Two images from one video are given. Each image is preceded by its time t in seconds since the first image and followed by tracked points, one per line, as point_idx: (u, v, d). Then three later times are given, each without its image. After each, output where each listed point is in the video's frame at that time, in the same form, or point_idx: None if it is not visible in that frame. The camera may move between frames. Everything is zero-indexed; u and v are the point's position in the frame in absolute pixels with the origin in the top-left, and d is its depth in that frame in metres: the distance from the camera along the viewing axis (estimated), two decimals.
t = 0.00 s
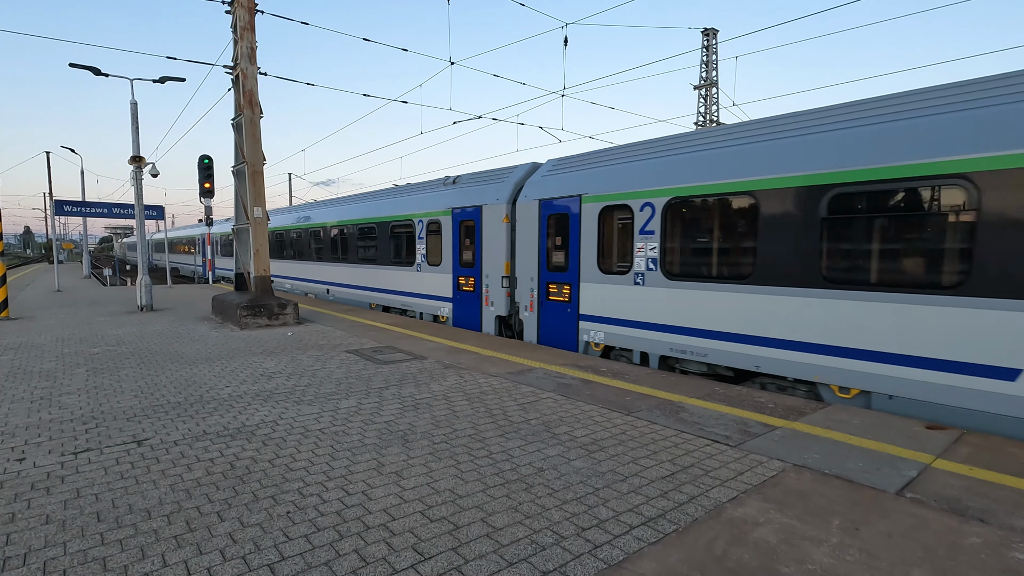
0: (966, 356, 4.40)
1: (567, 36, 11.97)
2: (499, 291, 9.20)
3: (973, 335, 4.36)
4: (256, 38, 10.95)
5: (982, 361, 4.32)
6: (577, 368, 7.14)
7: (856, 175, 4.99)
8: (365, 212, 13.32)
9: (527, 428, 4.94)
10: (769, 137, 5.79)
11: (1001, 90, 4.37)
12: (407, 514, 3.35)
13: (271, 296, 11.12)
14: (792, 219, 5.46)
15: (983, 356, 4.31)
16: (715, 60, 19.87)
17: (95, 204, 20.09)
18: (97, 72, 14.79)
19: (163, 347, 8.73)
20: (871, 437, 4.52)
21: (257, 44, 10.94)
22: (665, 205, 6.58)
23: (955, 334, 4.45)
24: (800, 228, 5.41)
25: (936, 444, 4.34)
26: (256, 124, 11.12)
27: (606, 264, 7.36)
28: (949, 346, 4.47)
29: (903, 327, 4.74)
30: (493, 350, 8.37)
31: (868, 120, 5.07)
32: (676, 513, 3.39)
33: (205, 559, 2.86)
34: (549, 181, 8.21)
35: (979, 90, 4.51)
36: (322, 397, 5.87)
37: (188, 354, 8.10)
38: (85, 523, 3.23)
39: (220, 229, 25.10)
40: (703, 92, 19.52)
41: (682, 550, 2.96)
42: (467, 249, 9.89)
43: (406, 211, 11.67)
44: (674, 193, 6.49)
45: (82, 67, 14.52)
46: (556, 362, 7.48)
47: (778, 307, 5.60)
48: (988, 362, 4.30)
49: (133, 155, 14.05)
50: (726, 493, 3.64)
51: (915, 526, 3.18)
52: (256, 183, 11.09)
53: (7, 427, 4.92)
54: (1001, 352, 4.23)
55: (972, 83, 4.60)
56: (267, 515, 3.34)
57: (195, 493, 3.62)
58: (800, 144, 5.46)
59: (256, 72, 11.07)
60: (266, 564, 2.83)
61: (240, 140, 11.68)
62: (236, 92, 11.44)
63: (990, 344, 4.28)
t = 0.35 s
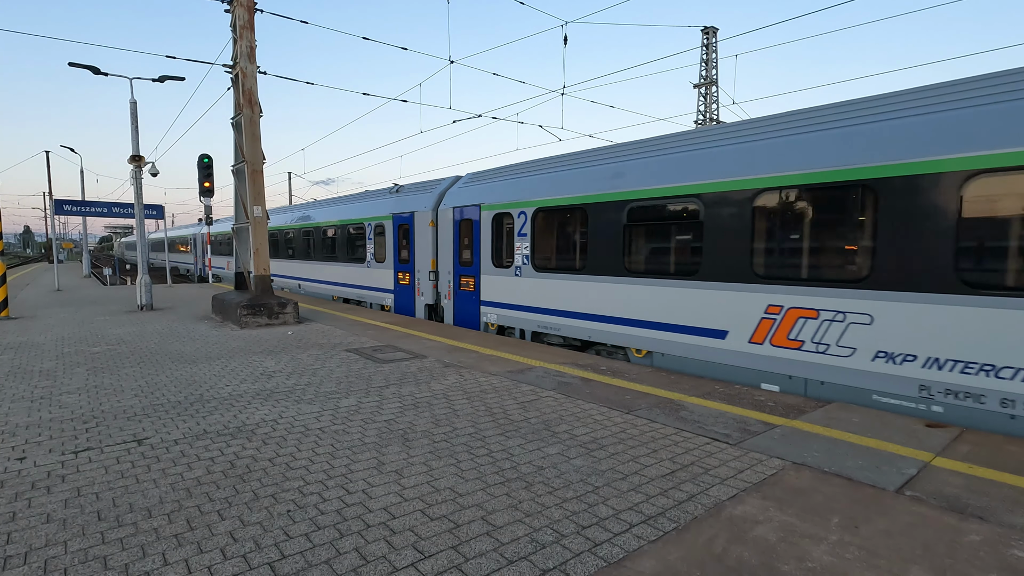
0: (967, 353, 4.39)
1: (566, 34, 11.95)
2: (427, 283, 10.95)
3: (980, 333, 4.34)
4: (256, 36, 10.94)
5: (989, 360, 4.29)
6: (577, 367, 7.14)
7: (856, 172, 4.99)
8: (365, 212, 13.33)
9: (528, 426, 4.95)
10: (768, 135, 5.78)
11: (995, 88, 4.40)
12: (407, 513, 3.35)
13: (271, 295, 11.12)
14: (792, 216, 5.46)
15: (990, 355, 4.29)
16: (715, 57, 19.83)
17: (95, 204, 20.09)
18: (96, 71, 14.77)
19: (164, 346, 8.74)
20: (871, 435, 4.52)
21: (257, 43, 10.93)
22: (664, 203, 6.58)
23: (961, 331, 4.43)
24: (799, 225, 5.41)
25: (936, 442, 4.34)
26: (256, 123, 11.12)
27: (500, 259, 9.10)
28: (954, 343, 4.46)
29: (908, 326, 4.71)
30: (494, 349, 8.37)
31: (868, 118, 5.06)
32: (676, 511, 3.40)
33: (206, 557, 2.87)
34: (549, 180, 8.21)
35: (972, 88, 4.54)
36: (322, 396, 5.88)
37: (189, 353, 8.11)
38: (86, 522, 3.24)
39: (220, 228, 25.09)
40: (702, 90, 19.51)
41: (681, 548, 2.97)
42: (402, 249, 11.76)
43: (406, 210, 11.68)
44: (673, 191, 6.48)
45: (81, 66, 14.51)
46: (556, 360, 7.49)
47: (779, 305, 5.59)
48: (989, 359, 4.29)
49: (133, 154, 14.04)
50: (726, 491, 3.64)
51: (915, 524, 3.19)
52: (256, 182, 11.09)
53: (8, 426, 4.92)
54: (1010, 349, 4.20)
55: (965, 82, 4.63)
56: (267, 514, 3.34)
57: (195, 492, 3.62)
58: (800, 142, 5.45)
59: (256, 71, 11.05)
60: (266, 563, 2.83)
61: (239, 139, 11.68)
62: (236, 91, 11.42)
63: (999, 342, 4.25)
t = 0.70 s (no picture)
0: (966, 353, 4.42)
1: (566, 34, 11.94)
2: (376, 277, 12.67)
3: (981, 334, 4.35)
4: (256, 36, 10.94)
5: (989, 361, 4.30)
6: (578, 366, 7.15)
7: (856, 171, 4.99)
8: (365, 211, 13.33)
9: (528, 425, 4.95)
10: (768, 134, 5.78)
11: (992, 86, 4.41)
12: (408, 512, 3.36)
13: (272, 294, 11.12)
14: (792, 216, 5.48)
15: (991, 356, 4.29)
16: (716, 55, 19.74)
17: (95, 204, 20.11)
18: (97, 71, 14.78)
19: (165, 346, 8.75)
20: (871, 434, 4.52)
21: (257, 43, 10.93)
22: (665, 202, 6.59)
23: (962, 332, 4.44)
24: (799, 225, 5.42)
25: (936, 441, 4.34)
26: (256, 123, 11.12)
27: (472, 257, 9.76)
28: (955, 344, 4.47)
29: (908, 326, 4.73)
30: (494, 348, 8.37)
31: (868, 117, 5.06)
32: (677, 510, 3.40)
33: (207, 556, 2.88)
34: (550, 179, 8.20)
35: (970, 87, 4.55)
36: (323, 395, 5.89)
37: (190, 353, 8.12)
38: (88, 521, 3.25)
39: (220, 227, 25.12)
40: (703, 90, 19.50)
41: (682, 547, 2.97)
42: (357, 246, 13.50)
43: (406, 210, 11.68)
44: (674, 190, 6.48)
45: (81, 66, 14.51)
46: (557, 360, 7.49)
47: (780, 305, 5.60)
48: (989, 358, 4.31)
49: (133, 154, 14.05)
50: (727, 490, 3.64)
51: (916, 523, 3.19)
52: (256, 182, 11.09)
53: (10, 425, 4.93)
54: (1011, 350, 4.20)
55: (962, 81, 4.64)
56: (268, 513, 3.35)
57: (196, 491, 3.63)
58: (800, 140, 5.45)
59: (256, 71, 11.05)
60: (268, 561, 2.84)
61: (240, 139, 11.69)
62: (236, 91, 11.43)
63: (999, 343, 4.26)
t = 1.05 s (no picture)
0: (969, 353, 4.43)
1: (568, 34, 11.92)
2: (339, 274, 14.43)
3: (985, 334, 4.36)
4: (257, 37, 10.96)
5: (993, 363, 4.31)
6: (579, 366, 7.15)
7: (855, 172, 5.00)
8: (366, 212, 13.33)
9: (529, 426, 4.96)
10: (767, 134, 5.78)
11: (992, 86, 4.41)
12: (409, 512, 3.36)
13: (273, 295, 11.13)
14: (792, 217, 5.47)
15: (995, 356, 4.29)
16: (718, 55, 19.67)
17: (97, 204, 20.15)
18: (99, 71, 14.81)
19: (166, 346, 8.76)
20: (872, 434, 4.52)
21: (258, 44, 10.95)
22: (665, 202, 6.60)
23: (966, 330, 4.44)
24: (799, 226, 5.42)
25: (938, 442, 4.33)
26: (257, 123, 11.13)
27: (473, 258, 9.76)
28: (960, 344, 4.47)
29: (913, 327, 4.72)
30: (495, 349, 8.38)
31: (867, 117, 5.06)
32: (677, 510, 3.40)
33: (209, 556, 2.88)
34: (551, 179, 8.21)
35: (969, 87, 4.55)
36: (324, 395, 5.89)
37: (192, 353, 8.14)
38: (90, 521, 3.25)
39: (222, 228, 25.15)
40: (704, 90, 19.50)
41: (683, 547, 2.97)
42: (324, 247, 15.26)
43: (406, 210, 11.69)
44: (673, 190, 6.49)
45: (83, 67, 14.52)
46: (557, 360, 7.49)
47: (784, 306, 5.58)
48: (992, 358, 4.32)
49: (135, 155, 14.07)
50: (727, 491, 3.64)
51: (917, 524, 3.18)
52: (257, 182, 11.10)
53: (12, 425, 4.95)
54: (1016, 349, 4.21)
55: (962, 81, 4.63)
56: (270, 513, 3.35)
57: (197, 491, 3.63)
58: (799, 141, 5.46)
59: (257, 71, 11.07)
60: (269, 561, 2.84)
61: (241, 139, 11.70)
62: (238, 92, 11.44)
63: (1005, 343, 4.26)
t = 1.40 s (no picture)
0: (970, 352, 4.41)
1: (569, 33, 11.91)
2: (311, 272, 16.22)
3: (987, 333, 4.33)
4: (259, 37, 10.97)
5: (994, 363, 4.29)
6: (581, 366, 7.15)
7: (857, 171, 5.00)
8: (369, 211, 13.31)
9: (531, 425, 4.96)
10: (768, 133, 5.78)
11: (992, 86, 4.40)
12: (410, 512, 3.37)
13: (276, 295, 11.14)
14: (794, 216, 5.47)
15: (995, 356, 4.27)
16: (720, 54, 19.59)
17: (100, 205, 20.22)
18: (102, 72, 14.83)
19: (169, 346, 8.77)
20: (875, 434, 4.51)
21: (260, 44, 10.96)
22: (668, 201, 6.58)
23: (968, 330, 4.42)
24: (801, 226, 5.42)
25: (941, 442, 4.32)
26: (259, 123, 11.14)
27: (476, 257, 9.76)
28: (961, 343, 4.45)
29: (915, 327, 4.69)
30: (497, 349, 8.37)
31: (868, 116, 5.05)
32: (679, 511, 3.40)
33: (211, 556, 2.89)
34: (553, 179, 8.22)
35: (970, 87, 4.54)
36: (327, 395, 5.90)
37: (194, 353, 8.15)
38: (93, 521, 3.26)
39: (224, 228, 25.19)
40: (705, 89, 19.46)
41: (685, 547, 2.97)
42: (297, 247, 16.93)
43: (409, 210, 11.71)
44: (675, 189, 6.49)
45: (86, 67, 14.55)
46: (559, 360, 7.49)
47: (786, 306, 5.57)
48: (993, 358, 4.29)
49: (137, 155, 14.10)
50: (730, 491, 3.64)
51: (920, 524, 3.17)
52: (260, 183, 11.12)
53: (16, 425, 4.96)
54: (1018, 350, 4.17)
55: (961, 81, 4.63)
56: (272, 513, 3.35)
57: (200, 491, 3.64)
58: (800, 140, 5.46)
59: (259, 72, 11.08)
60: (271, 561, 2.84)
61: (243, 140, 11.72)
62: (240, 92, 11.46)
63: (1006, 343, 4.23)
